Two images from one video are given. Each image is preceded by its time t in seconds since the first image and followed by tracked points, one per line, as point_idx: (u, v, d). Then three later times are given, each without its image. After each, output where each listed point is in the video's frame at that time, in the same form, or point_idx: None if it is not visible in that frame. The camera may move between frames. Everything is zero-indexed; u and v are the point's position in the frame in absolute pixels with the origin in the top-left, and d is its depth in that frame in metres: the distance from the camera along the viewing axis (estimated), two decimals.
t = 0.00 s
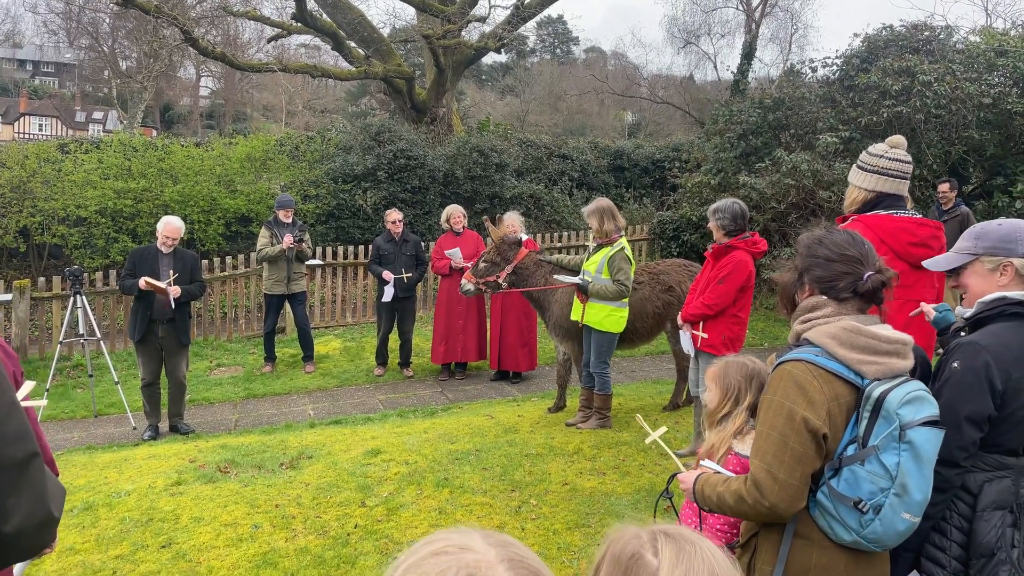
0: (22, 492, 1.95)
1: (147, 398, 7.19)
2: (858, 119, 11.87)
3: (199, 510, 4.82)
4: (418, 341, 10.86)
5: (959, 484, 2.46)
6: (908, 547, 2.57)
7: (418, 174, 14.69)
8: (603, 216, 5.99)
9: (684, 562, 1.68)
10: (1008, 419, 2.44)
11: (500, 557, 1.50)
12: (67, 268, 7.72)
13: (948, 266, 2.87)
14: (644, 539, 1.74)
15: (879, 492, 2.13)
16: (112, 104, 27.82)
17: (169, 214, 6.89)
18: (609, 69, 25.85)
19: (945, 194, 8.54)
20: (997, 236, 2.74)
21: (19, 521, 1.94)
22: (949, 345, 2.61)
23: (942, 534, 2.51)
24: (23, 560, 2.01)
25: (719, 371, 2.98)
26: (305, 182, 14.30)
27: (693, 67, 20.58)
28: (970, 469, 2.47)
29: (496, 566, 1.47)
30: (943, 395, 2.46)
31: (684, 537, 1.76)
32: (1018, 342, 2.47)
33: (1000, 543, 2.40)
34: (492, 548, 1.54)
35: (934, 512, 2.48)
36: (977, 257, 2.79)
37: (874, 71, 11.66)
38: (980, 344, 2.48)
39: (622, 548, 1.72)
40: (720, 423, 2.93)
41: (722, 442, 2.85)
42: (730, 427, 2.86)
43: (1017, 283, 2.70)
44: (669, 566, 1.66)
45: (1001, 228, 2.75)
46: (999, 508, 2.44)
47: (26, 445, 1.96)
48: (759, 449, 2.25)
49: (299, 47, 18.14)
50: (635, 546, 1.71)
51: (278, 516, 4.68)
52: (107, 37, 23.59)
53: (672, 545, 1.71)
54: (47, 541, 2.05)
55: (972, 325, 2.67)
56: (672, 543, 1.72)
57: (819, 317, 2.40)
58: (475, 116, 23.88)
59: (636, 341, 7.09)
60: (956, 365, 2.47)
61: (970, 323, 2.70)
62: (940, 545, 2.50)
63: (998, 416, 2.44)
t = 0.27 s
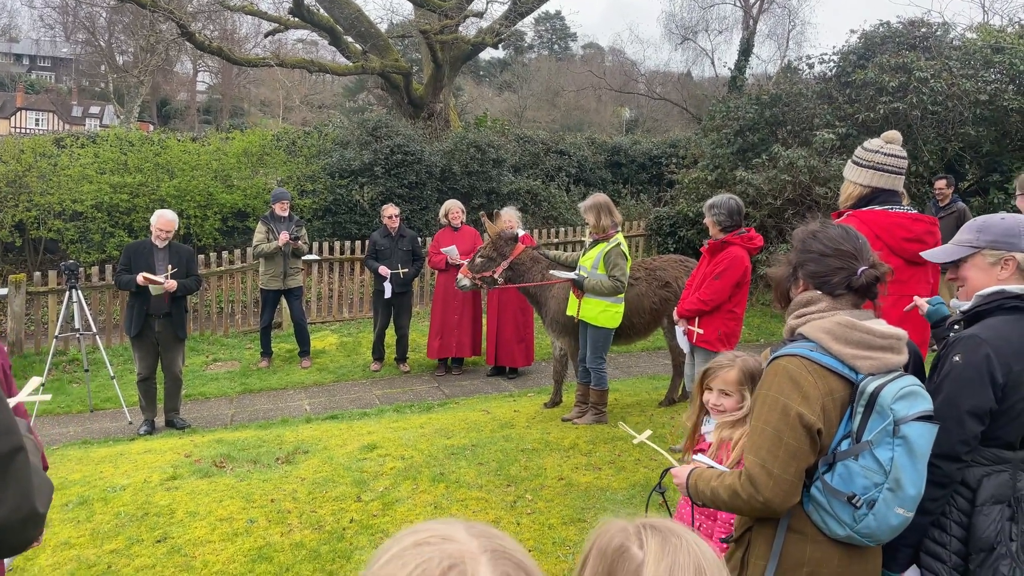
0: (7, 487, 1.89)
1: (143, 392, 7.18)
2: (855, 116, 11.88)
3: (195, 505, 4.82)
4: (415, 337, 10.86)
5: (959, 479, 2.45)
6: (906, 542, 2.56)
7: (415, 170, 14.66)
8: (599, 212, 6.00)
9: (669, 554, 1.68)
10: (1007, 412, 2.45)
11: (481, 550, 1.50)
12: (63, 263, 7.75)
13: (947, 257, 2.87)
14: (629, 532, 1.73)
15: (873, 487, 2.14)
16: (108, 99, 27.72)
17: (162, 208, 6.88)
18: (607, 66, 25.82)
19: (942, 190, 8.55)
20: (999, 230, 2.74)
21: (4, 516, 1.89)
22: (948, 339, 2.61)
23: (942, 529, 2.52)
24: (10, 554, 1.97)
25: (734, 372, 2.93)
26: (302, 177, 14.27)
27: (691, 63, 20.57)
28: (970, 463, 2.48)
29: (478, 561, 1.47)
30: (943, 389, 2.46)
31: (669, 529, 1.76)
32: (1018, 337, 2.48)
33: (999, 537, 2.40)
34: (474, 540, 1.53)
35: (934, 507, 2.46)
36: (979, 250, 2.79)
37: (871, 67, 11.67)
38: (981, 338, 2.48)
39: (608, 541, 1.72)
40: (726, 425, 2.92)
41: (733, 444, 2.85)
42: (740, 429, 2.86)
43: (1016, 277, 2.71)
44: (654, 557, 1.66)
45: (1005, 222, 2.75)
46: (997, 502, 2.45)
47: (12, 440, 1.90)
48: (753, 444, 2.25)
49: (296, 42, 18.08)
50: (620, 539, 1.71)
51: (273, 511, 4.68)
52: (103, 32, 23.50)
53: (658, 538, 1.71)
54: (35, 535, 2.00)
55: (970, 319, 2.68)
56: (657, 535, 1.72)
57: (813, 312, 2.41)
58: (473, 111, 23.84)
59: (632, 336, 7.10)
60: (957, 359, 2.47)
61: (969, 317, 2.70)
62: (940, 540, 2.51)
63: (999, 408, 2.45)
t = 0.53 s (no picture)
0: None
1: (138, 387, 7.16)
2: (851, 112, 11.89)
3: (190, 500, 4.81)
4: (411, 332, 10.86)
5: (959, 473, 2.44)
6: (905, 536, 2.51)
7: (411, 165, 14.63)
8: (594, 207, 6.00)
9: (659, 544, 1.68)
10: (1006, 406, 2.47)
11: (470, 542, 1.50)
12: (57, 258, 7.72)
13: (945, 252, 2.88)
14: (621, 525, 1.73)
15: (868, 482, 2.15)
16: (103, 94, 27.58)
17: (152, 200, 6.85)
18: (604, 61, 25.79)
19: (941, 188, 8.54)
20: (999, 226, 2.75)
21: None
22: (946, 334, 2.62)
23: (940, 522, 2.50)
24: None
25: (731, 365, 3.01)
26: (298, 172, 14.22)
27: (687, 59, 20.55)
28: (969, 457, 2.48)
29: (467, 553, 1.46)
30: (944, 382, 2.46)
31: (661, 519, 1.76)
32: (1017, 331, 2.49)
33: (996, 530, 2.43)
34: (464, 532, 1.53)
35: (933, 501, 2.45)
36: (977, 245, 2.79)
37: (867, 63, 11.67)
38: (981, 332, 2.49)
39: (599, 533, 1.73)
40: (726, 419, 2.93)
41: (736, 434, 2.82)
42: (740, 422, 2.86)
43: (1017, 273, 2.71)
44: (644, 549, 1.66)
45: (1005, 218, 2.76)
46: (995, 496, 2.46)
47: None
48: (748, 439, 2.26)
49: (291, 37, 18.00)
50: (612, 531, 1.72)
51: (269, 506, 4.68)
52: (98, 26, 23.40)
53: (648, 530, 1.70)
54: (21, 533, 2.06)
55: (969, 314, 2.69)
56: (648, 527, 1.72)
57: (807, 307, 2.41)
58: (469, 107, 23.80)
59: (629, 332, 7.11)
60: (957, 353, 2.48)
61: (967, 312, 2.71)
62: (938, 534, 2.49)
63: (999, 402, 2.46)
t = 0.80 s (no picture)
0: None
1: (134, 385, 7.15)
2: (848, 109, 11.90)
3: (186, 498, 4.81)
4: (408, 330, 10.86)
5: (959, 469, 2.44)
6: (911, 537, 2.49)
7: (408, 162, 14.61)
8: (591, 204, 5.97)
9: (651, 543, 1.68)
10: (1000, 400, 2.48)
11: (465, 543, 1.50)
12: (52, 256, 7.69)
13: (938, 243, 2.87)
14: (613, 525, 1.74)
15: (862, 479, 2.16)
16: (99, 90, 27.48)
17: (145, 196, 6.84)
18: (601, 59, 25.79)
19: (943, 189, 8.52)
20: (984, 224, 2.69)
21: None
22: (937, 332, 2.63)
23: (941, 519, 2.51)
24: None
25: (723, 362, 3.02)
26: (294, 169, 14.19)
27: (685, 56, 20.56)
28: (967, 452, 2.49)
29: (462, 554, 1.47)
30: (938, 379, 2.47)
31: (653, 519, 1.76)
32: (1008, 327, 2.50)
33: (996, 524, 2.43)
34: (459, 533, 1.53)
35: (937, 498, 2.44)
36: (964, 241, 2.76)
37: (863, 61, 11.67)
38: (972, 327, 2.50)
39: (592, 532, 1.73)
40: (718, 417, 2.92)
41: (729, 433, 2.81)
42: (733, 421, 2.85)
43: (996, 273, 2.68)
44: (636, 548, 1.67)
45: (993, 216, 2.69)
46: (993, 490, 2.46)
47: None
48: (743, 438, 2.26)
49: (288, 34, 17.96)
50: (604, 530, 1.72)
51: (265, 504, 4.68)
52: (94, 23, 23.32)
53: (641, 529, 1.71)
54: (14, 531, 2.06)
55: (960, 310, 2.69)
56: (642, 526, 1.72)
57: (801, 306, 2.41)
58: (466, 104, 23.78)
59: (625, 329, 7.12)
60: (950, 349, 2.48)
61: (959, 307, 2.71)
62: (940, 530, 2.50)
63: (993, 397, 2.48)
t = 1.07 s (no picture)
0: None
1: (131, 383, 7.13)
2: (844, 107, 11.90)
3: (183, 496, 4.80)
4: (405, 328, 10.85)
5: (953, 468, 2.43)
6: (908, 538, 2.47)
7: (405, 160, 14.59)
8: (588, 202, 6.00)
9: (641, 542, 1.69)
10: (993, 399, 2.49)
11: (462, 547, 1.49)
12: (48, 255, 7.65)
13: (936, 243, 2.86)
14: (603, 524, 1.74)
15: (858, 478, 2.17)
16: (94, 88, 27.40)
17: (141, 194, 6.82)
18: (598, 56, 25.79)
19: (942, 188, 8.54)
20: (973, 225, 2.67)
21: None
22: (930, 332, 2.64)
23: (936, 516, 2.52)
24: None
25: (714, 361, 2.97)
26: (291, 167, 14.16)
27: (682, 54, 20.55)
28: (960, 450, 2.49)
29: (459, 559, 1.46)
30: (932, 378, 2.48)
31: (642, 517, 1.76)
32: (1001, 325, 2.51)
33: (989, 520, 2.43)
34: (455, 536, 1.53)
35: (930, 498, 2.43)
36: (956, 241, 2.76)
37: (860, 59, 11.67)
38: (965, 327, 2.52)
39: (582, 531, 1.73)
40: (708, 415, 2.93)
41: (717, 433, 2.83)
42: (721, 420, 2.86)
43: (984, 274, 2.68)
44: (626, 547, 1.67)
45: (982, 217, 2.66)
46: (987, 486, 2.47)
47: None
48: (740, 437, 2.26)
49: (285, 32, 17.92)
50: (593, 530, 1.72)
51: (262, 502, 4.68)
52: (90, 20, 23.26)
53: (630, 528, 1.71)
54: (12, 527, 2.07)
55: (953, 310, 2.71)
56: (631, 525, 1.72)
57: (798, 305, 2.42)
58: (463, 102, 23.76)
59: (622, 327, 7.12)
60: (943, 349, 2.49)
61: (952, 306, 2.72)
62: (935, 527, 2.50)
63: (986, 395, 2.49)
